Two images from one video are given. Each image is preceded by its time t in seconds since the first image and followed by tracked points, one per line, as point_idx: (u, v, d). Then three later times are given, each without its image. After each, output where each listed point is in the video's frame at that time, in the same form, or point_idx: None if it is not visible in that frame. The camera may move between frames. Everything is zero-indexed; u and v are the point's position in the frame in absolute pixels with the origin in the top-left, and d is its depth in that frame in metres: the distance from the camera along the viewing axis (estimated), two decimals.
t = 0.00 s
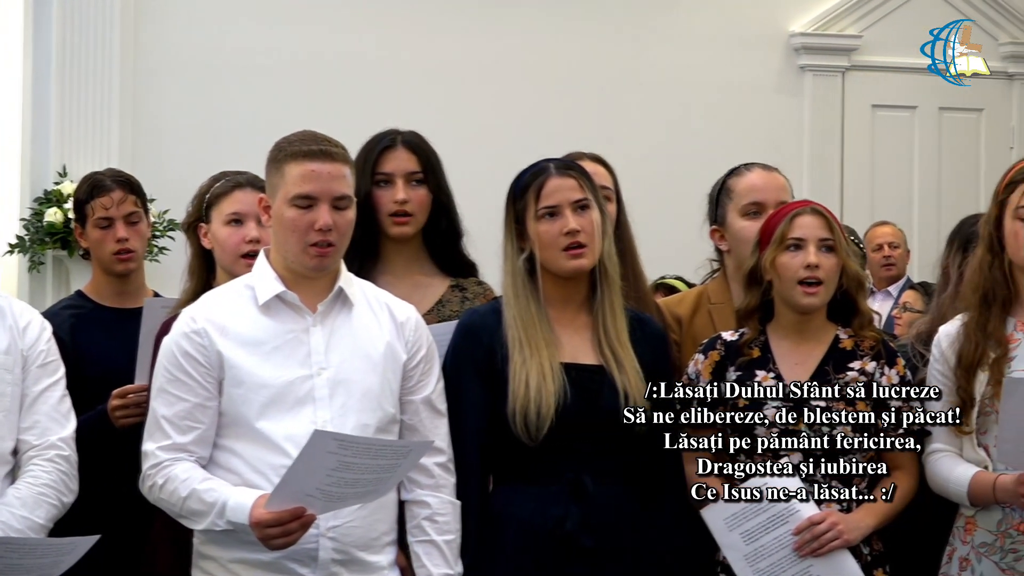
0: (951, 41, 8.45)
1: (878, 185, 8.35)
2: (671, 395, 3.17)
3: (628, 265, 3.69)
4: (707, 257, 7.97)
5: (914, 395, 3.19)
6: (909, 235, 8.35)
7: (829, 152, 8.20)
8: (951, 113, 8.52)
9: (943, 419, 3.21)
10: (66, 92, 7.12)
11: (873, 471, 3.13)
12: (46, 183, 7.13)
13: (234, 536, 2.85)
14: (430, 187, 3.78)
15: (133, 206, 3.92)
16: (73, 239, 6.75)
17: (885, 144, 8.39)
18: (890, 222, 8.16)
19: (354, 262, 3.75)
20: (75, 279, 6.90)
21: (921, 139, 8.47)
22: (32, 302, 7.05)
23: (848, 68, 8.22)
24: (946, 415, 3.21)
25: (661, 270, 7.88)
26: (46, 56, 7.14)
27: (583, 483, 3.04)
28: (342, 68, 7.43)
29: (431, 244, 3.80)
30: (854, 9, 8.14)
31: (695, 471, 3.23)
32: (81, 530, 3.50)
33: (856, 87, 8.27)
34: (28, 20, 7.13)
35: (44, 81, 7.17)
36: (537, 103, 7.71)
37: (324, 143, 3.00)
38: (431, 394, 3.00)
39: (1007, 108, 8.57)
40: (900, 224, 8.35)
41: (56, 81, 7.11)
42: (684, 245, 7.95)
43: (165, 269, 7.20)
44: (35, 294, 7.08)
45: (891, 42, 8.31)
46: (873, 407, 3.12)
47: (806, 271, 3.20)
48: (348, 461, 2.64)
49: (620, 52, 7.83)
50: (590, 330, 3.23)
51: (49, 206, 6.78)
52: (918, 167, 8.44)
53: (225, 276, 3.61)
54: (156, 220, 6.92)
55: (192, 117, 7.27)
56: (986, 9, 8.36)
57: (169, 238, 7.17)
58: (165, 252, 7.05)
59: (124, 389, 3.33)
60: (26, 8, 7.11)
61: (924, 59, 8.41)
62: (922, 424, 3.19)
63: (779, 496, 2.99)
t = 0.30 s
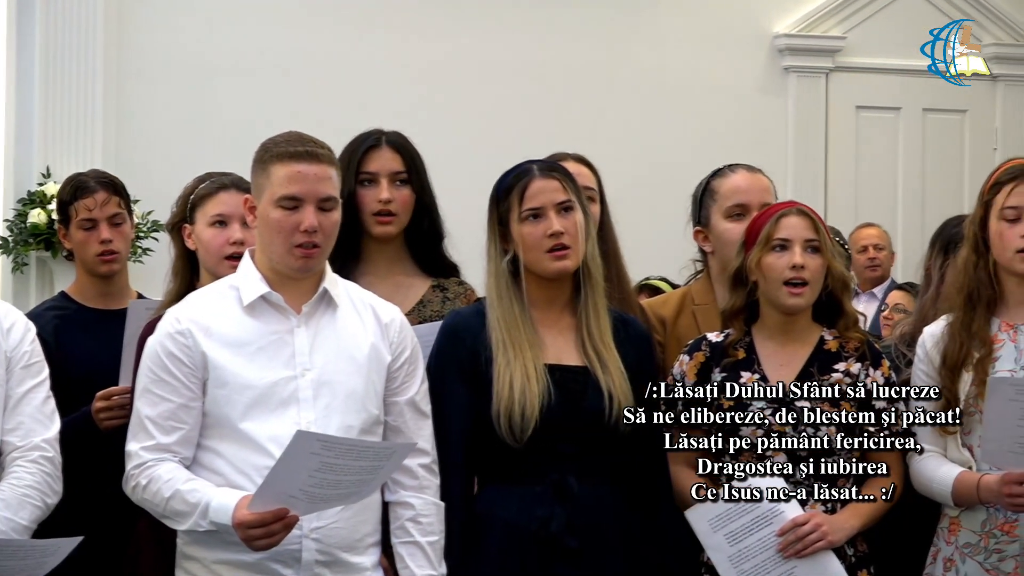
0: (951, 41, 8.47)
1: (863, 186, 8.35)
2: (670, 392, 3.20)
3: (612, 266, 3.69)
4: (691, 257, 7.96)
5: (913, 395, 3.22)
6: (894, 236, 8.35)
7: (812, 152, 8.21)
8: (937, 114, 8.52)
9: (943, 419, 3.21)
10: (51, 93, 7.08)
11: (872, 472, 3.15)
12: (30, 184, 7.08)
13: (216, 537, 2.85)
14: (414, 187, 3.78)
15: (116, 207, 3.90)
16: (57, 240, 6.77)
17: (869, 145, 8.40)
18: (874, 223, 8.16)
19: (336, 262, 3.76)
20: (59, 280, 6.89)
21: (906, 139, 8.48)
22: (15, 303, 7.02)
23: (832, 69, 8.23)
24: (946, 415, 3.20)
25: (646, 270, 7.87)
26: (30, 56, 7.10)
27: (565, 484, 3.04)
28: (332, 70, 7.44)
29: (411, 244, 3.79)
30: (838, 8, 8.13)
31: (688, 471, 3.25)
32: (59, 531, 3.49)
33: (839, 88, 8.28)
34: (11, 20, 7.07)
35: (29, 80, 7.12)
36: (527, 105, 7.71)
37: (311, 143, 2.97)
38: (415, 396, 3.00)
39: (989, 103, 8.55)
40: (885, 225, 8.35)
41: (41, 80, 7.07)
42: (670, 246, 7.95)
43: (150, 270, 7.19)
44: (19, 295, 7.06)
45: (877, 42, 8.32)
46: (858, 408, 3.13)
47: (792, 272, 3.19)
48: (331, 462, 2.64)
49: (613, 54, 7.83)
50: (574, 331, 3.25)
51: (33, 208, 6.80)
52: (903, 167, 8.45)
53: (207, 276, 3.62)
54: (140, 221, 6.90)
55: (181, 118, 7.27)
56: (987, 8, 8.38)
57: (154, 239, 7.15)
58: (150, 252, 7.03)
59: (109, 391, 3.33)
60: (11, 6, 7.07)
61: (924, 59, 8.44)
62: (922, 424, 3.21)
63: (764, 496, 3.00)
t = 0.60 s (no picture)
0: (951, 41, 8.52)
1: (850, 186, 8.34)
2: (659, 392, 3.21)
3: (599, 266, 3.68)
4: (679, 257, 7.94)
5: (912, 395, 3.23)
6: (880, 236, 8.36)
7: (799, 153, 8.20)
8: (923, 114, 8.52)
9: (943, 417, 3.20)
10: (49, 96, 7.12)
11: (872, 473, 3.17)
12: (17, 182, 7.10)
13: (203, 536, 2.85)
14: (406, 186, 3.78)
15: (103, 207, 3.90)
16: (43, 239, 6.76)
17: (855, 146, 8.39)
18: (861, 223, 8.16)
19: (327, 260, 3.75)
20: (45, 280, 6.88)
21: (893, 138, 8.48)
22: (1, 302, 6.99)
23: (819, 69, 8.21)
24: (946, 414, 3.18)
25: (633, 270, 7.85)
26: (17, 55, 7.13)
27: (555, 483, 3.04)
28: (327, 69, 7.44)
29: (401, 243, 3.79)
30: (826, 8, 8.14)
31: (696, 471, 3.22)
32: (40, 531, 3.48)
33: (827, 87, 8.27)
34: None
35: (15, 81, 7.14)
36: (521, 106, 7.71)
37: (297, 143, 2.97)
38: (402, 395, 3.00)
39: (976, 103, 8.58)
40: (871, 226, 8.35)
41: (27, 80, 7.10)
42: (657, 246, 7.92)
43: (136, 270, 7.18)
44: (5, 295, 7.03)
45: (866, 41, 8.33)
46: (847, 408, 3.13)
47: (781, 271, 3.19)
48: (320, 460, 2.64)
49: (608, 55, 7.84)
50: (561, 330, 3.25)
51: (20, 207, 6.80)
52: (889, 167, 8.45)
53: (194, 275, 3.62)
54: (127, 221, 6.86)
55: (174, 117, 7.26)
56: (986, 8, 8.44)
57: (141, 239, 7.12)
58: (136, 253, 7.00)
59: (95, 390, 3.32)
60: None
61: (924, 59, 8.48)
62: (921, 424, 3.21)
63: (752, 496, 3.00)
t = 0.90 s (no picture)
0: (951, 41, 8.58)
1: (836, 186, 8.36)
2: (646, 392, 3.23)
3: (586, 266, 3.68)
4: (666, 256, 7.93)
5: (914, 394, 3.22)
6: (866, 235, 8.38)
7: (787, 155, 8.22)
8: (909, 114, 8.54)
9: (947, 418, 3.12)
10: (42, 93, 7.09)
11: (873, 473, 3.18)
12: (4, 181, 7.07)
13: (190, 536, 2.85)
14: (398, 186, 3.74)
15: (90, 206, 3.90)
16: (29, 239, 6.65)
17: (841, 145, 8.40)
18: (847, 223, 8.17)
19: (318, 260, 3.70)
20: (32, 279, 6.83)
21: (879, 138, 8.50)
22: None
23: (806, 69, 8.24)
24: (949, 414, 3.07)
25: (621, 270, 7.84)
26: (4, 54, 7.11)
27: (544, 483, 3.05)
28: (320, 68, 7.41)
29: (392, 243, 3.76)
30: (813, 8, 8.16)
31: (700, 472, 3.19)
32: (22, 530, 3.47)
33: (813, 87, 8.29)
34: None
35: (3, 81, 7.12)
36: (516, 105, 7.71)
37: (283, 144, 2.97)
38: (388, 395, 3.01)
39: (962, 106, 8.62)
40: (857, 226, 8.37)
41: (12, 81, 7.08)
42: (643, 246, 7.91)
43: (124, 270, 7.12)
44: None
45: (854, 41, 8.35)
46: (834, 407, 3.13)
47: (768, 271, 3.19)
48: (309, 448, 2.65)
49: (605, 55, 7.84)
50: (548, 330, 3.26)
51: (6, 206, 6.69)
52: (876, 166, 8.47)
53: (183, 275, 3.62)
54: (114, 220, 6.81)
55: (167, 114, 7.21)
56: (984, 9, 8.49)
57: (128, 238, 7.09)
58: (123, 252, 6.96)
59: (83, 390, 3.33)
60: None
61: (924, 59, 8.54)
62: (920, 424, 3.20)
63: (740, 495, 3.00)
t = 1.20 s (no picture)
0: (951, 41, 8.59)
1: (823, 187, 8.37)
2: (634, 390, 3.27)
3: (574, 267, 3.68)
4: (653, 256, 7.92)
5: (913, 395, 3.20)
6: (853, 236, 8.40)
7: (771, 152, 8.20)
8: (897, 114, 8.55)
9: (945, 418, 3.04)
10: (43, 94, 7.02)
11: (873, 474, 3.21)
12: None
13: (175, 536, 2.85)
14: (388, 187, 3.72)
15: (78, 207, 3.89)
16: (16, 238, 6.50)
17: (828, 146, 8.40)
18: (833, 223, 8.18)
19: (308, 261, 3.68)
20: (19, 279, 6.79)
21: (867, 138, 8.50)
22: None
23: (793, 69, 8.22)
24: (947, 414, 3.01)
25: (608, 270, 7.83)
26: None
27: (533, 483, 3.05)
28: (317, 66, 7.36)
29: (383, 244, 3.76)
30: (798, 8, 8.12)
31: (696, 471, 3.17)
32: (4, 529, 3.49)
33: (800, 86, 8.28)
34: None
35: None
36: (515, 104, 7.69)
37: (269, 144, 2.97)
38: (374, 394, 3.01)
39: (949, 106, 8.63)
40: (845, 226, 8.38)
41: None
42: (630, 246, 7.90)
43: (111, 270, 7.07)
44: None
45: (843, 42, 8.34)
46: (819, 406, 3.14)
47: (751, 272, 3.20)
48: (293, 464, 2.66)
49: (604, 55, 7.82)
50: (537, 330, 3.26)
51: None
52: (863, 166, 8.48)
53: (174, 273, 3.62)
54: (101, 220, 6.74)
55: (167, 114, 7.15)
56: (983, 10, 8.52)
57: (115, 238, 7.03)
58: (110, 252, 6.92)
59: (69, 391, 3.31)
60: None
61: (924, 58, 8.56)
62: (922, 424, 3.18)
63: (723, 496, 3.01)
